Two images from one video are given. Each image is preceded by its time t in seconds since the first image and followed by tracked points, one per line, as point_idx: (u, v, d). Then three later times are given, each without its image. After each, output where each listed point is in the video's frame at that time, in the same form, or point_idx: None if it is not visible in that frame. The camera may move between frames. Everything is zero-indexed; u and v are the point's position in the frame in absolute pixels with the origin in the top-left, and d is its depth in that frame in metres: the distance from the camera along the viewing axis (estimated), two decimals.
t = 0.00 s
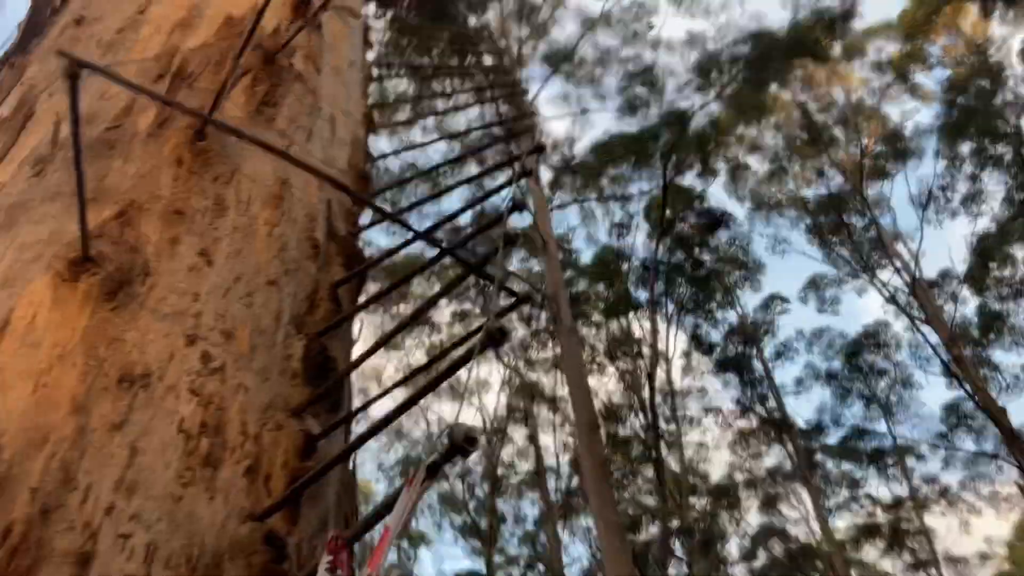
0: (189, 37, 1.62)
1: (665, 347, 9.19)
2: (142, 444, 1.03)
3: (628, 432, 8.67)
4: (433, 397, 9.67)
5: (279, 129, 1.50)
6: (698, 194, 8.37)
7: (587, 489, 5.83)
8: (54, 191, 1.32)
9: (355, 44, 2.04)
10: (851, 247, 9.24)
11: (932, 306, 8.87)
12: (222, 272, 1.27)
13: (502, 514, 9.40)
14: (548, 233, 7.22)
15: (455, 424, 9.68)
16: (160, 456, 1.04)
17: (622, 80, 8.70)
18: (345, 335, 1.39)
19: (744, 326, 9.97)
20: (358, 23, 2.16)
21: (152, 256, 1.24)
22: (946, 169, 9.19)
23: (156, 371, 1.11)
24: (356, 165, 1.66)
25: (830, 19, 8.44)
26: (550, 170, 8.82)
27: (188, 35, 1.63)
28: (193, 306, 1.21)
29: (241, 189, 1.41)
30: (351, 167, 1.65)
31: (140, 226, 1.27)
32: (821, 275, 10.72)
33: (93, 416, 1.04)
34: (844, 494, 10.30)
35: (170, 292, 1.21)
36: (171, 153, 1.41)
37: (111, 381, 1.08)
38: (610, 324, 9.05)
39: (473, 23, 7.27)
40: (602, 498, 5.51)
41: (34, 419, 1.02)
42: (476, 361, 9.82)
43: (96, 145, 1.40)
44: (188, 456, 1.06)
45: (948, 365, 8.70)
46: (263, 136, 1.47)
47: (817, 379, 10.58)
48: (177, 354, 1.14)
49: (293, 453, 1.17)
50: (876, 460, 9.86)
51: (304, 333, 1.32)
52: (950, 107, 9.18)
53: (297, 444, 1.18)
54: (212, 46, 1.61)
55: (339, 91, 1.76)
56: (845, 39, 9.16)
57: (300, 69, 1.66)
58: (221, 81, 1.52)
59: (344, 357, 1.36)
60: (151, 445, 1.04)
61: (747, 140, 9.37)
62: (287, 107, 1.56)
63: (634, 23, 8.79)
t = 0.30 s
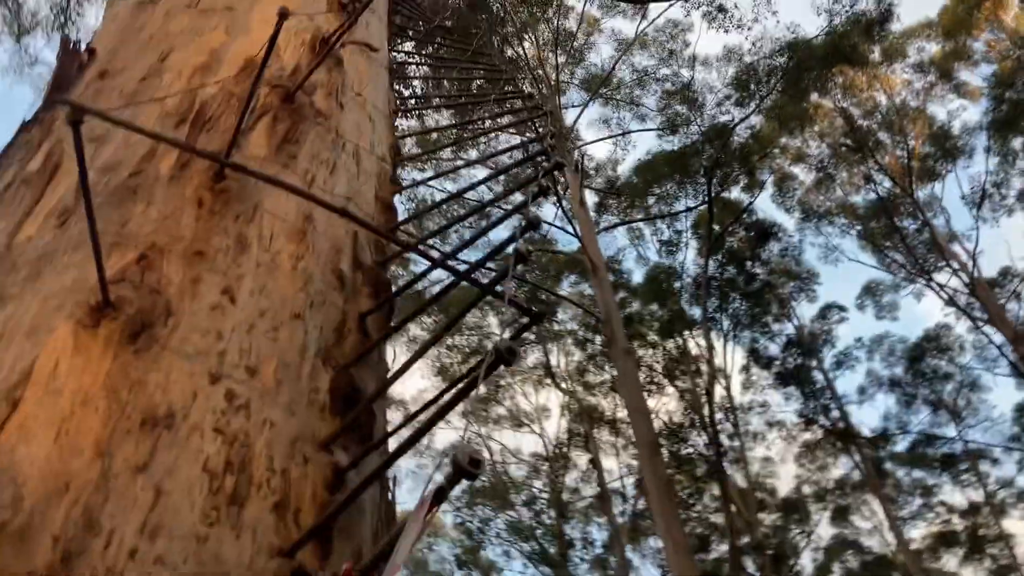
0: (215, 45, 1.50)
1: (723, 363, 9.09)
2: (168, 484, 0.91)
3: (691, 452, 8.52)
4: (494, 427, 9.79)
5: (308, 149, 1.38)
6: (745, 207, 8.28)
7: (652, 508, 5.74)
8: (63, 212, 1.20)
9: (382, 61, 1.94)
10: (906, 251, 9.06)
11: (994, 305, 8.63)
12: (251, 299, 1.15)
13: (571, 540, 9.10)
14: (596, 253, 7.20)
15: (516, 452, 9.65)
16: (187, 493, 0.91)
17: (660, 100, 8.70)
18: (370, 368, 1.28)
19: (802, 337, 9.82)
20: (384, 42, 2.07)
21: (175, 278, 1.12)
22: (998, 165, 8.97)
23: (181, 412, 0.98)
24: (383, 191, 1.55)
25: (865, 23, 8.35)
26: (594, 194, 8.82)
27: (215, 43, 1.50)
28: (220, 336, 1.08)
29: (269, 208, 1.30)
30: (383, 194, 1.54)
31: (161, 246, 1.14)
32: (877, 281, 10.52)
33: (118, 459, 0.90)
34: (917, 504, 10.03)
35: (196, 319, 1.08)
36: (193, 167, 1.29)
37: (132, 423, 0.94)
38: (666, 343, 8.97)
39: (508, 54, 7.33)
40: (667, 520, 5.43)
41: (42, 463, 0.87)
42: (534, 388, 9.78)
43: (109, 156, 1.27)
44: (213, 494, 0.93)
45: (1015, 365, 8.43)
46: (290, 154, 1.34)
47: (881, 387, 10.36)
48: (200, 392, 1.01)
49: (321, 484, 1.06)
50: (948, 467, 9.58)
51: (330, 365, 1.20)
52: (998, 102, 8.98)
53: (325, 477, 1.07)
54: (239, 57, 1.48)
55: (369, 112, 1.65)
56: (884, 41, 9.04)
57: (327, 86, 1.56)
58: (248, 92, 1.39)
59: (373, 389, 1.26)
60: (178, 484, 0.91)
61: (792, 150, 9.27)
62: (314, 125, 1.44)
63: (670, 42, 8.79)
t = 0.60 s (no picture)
0: (205, 64, 1.47)
1: (756, 358, 9.00)
2: (158, 507, 0.84)
3: (730, 450, 8.41)
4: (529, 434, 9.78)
5: (300, 162, 1.34)
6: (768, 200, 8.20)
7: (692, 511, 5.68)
8: (54, 240, 1.17)
9: (378, 77, 1.91)
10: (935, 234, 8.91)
11: None
12: (243, 316, 1.11)
13: (613, 544, 9.06)
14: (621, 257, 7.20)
15: (553, 459, 9.64)
16: (179, 517, 0.84)
17: (676, 97, 8.65)
18: (367, 384, 1.24)
19: (835, 327, 9.70)
20: (379, 57, 2.04)
21: (164, 298, 1.07)
22: None
23: (171, 433, 0.92)
24: (378, 204, 1.52)
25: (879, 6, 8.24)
26: (616, 195, 8.80)
27: (205, 63, 1.47)
28: (211, 355, 1.03)
29: (260, 226, 1.27)
30: (378, 207, 1.51)
31: (150, 268, 1.10)
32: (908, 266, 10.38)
33: (106, 484, 0.83)
34: (964, 489, 9.86)
35: (186, 338, 1.03)
36: (182, 186, 1.25)
37: (122, 446, 0.88)
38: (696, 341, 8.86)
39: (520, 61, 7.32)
40: (706, 520, 5.36)
41: (33, 490, 0.80)
42: (567, 393, 9.77)
43: (100, 181, 1.24)
44: (206, 515, 0.86)
45: None
46: (281, 166, 1.30)
47: (919, 373, 10.20)
48: (192, 413, 0.95)
49: (318, 499, 1.01)
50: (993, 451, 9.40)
51: (327, 380, 1.16)
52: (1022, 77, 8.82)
53: (323, 491, 1.03)
54: (229, 73, 1.45)
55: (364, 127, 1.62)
56: (901, 24, 8.93)
57: (319, 98, 1.52)
58: (237, 106, 1.36)
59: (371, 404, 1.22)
60: (169, 507, 0.84)
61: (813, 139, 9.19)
62: (307, 137, 1.40)
63: (683, 37, 8.73)
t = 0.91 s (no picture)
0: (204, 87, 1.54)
1: (790, 356, 8.90)
2: (148, 533, 0.95)
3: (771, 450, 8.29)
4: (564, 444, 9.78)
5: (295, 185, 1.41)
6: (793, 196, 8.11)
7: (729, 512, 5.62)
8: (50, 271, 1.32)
9: (379, 91, 1.96)
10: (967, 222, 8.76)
11: None
12: (236, 339, 1.23)
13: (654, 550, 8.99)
14: (648, 262, 7.21)
15: (590, 466, 9.59)
16: (170, 542, 0.95)
17: (696, 99, 8.60)
18: (362, 396, 1.35)
19: (869, 322, 9.58)
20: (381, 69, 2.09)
21: (157, 324, 1.19)
22: None
23: (162, 459, 1.03)
24: (380, 217, 1.57)
25: None
26: (639, 199, 8.76)
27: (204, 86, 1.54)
28: (203, 379, 1.15)
29: (254, 251, 1.39)
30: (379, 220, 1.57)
31: (143, 296, 1.23)
32: (940, 256, 10.23)
33: (95, 513, 0.95)
34: (1011, 481, 9.65)
35: (180, 362, 1.15)
36: (175, 216, 1.39)
37: (114, 473, 1.00)
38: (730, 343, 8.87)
39: (537, 71, 7.34)
40: (744, 522, 5.28)
41: (27, 521, 0.93)
42: (601, 400, 9.71)
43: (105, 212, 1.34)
44: (197, 539, 0.97)
45: None
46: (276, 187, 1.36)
47: (959, 365, 10.03)
48: (184, 437, 1.07)
49: (312, 517, 1.12)
50: None
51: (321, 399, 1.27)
52: None
53: (317, 509, 1.13)
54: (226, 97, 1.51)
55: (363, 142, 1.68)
56: (919, 12, 8.79)
57: (316, 116, 1.58)
58: (233, 131, 1.42)
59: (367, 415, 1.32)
60: (158, 534, 0.95)
61: (838, 133, 9.10)
62: (301, 158, 1.46)
63: (700, 38, 8.69)
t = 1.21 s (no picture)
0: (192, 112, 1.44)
1: (816, 355, 8.83)
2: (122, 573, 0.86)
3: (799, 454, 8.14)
4: (590, 451, 9.73)
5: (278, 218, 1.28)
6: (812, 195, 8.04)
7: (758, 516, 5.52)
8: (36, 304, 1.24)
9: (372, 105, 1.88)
10: (992, 213, 8.59)
11: None
12: (218, 369, 1.14)
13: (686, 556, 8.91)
14: (668, 267, 7.17)
15: (619, 474, 9.56)
16: None
17: (711, 100, 8.53)
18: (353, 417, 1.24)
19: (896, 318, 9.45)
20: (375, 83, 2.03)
21: (137, 356, 1.12)
22: None
23: (140, 494, 0.95)
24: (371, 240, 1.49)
25: None
26: (658, 203, 8.73)
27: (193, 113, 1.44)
28: (183, 412, 1.07)
29: (239, 276, 1.32)
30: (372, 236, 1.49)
31: (123, 326, 1.16)
32: (966, 249, 10.08)
33: (71, 552, 0.87)
34: None
35: (159, 396, 1.07)
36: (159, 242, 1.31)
37: (90, 511, 0.92)
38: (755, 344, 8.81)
39: (549, 78, 7.33)
40: (776, 526, 5.19)
41: None
42: (628, 407, 9.67)
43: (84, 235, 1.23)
44: None
45: None
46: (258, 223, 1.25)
47: (990, 359, 9.87)
48: (161, 470, 0.99)
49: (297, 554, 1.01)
50: None
51: (307, 424, 1.16)
52: None
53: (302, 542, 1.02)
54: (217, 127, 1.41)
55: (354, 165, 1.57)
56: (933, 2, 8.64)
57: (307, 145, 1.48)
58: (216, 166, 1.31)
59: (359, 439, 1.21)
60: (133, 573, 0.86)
61: (856, 129, 9.00)
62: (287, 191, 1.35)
63: (713, 39, 8.64)
